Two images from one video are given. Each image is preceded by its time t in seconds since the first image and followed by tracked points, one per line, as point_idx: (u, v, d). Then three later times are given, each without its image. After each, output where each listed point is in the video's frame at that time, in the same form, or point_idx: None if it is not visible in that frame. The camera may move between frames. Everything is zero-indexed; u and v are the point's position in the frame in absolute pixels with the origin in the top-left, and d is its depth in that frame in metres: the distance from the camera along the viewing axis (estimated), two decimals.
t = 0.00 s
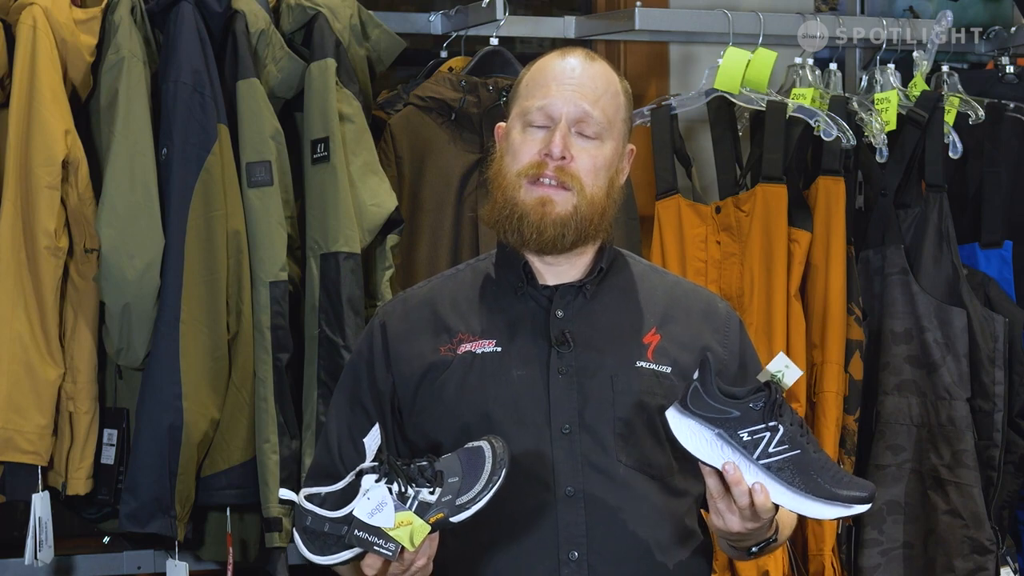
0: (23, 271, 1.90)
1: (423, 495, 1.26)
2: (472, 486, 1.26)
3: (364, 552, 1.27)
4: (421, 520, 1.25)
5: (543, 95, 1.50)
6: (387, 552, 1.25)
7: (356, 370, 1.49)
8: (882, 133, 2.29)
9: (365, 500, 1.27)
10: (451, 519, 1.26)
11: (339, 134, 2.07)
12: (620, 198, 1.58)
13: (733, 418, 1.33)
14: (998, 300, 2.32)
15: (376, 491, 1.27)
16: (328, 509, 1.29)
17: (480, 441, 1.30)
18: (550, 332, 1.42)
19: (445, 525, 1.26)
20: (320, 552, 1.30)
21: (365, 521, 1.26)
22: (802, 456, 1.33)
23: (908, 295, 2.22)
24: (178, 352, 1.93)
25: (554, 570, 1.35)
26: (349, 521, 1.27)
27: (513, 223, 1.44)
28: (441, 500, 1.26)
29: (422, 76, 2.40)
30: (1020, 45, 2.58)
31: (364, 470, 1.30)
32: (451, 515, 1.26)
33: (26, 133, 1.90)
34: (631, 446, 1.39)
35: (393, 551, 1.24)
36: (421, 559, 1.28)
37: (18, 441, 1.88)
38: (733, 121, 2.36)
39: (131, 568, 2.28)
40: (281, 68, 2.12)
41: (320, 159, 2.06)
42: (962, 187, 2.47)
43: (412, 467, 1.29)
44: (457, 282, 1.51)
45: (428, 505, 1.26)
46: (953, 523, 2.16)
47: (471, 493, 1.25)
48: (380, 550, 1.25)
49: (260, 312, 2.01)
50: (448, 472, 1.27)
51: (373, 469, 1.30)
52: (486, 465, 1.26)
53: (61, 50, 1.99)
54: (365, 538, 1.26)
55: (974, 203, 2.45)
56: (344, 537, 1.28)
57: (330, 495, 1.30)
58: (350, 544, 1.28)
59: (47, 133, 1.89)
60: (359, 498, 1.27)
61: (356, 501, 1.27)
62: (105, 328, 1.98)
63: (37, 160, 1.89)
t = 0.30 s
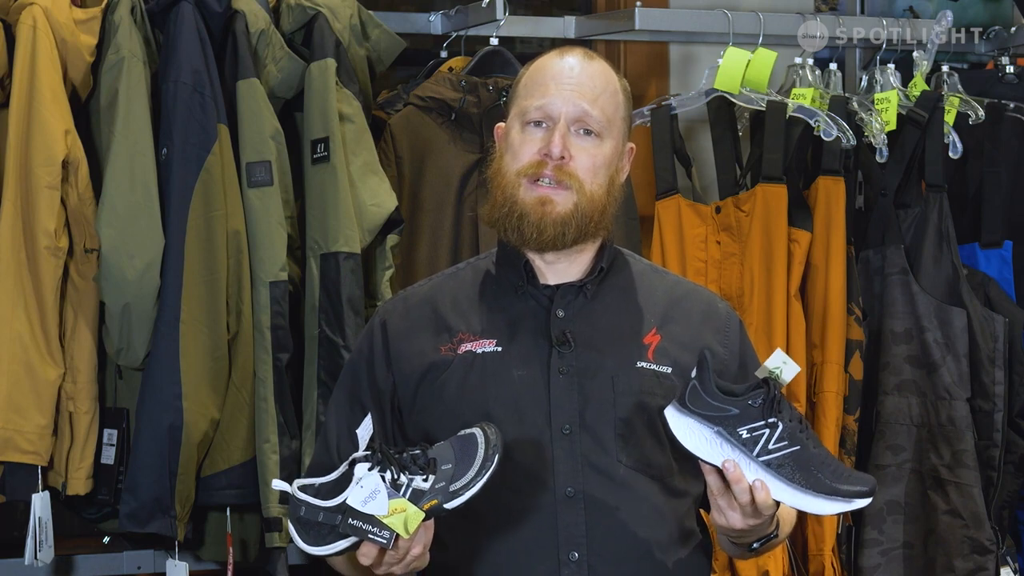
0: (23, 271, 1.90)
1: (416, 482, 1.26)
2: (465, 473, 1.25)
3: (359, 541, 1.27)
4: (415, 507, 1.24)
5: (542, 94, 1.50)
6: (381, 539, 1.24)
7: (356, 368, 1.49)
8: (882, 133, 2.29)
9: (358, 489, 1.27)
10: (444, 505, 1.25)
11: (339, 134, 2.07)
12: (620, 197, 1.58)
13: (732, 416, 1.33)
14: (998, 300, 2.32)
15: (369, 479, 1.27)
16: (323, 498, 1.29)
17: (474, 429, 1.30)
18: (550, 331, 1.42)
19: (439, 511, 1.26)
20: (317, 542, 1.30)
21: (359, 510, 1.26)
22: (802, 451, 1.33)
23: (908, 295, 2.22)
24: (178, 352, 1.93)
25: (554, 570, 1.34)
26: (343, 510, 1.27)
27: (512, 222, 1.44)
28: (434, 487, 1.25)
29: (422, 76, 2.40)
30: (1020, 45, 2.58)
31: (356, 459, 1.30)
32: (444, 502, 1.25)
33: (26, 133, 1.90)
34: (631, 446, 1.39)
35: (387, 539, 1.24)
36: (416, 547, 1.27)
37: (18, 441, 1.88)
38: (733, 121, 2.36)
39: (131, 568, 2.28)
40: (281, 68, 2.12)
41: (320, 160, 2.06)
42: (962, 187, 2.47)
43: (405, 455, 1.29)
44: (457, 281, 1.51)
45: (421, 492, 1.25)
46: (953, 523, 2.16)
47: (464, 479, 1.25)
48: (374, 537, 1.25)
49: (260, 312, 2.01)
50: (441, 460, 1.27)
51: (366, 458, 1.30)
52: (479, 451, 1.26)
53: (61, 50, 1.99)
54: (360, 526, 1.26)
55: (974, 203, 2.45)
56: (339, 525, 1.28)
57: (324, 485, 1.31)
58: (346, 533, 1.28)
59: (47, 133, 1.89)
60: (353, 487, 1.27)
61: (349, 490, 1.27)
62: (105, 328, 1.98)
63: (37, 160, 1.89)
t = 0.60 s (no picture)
0: (23, 271, 1.90)
1: (409, 463, 1.25)
2: (457, 455, 1.26)
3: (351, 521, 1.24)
4: (407, 486, 1.23)
5: (545, 100, 1.49)
6: (373, 518, 1.22)
7: (357, 366, 1.50)
8: (882, 133, 2.29)
9: (352, 466, 1.25)
10: (436, 487, 1.25)
11: (339, 133, 2.07)
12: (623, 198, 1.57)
13: (755, 407, 1.32)
14: (998, 300, 2.32)
15: (362, 457, 1.26)
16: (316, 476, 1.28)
17: (467, 416, 1.31)
18: (553, 331, 1.42)
19: (430, 493, 1.25)
20: (306, 521, 1.27)
21: (352, 487, 1.24)
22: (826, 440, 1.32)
23: (908, 295, 2.22)
24: (178, 352, 1.93)
25: (554, 571, 1.34)
26: (336, 488, 1.25)
27: (517, 236, 1.45)
28: (428, 468, 1.25)
29: (422, 76, 2.40)
30: (1020, 45, 2.58)
31: (350, 438, 1.29)
32: (437, 483, 1.25)
33: (26, 133, 1.90)
34: (631, 446, 1.39)
35: (379, 518, 1.22)
36: (406, 531, 1.22)
37: (17, 441, 1.88)
38: (733, 121, 2.36)
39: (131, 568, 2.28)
40: (281, 68, 2.12)
41: (320, 160, 2.06)
42: (962, 187, 2.47)
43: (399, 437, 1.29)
44: (458, 280, 1.52)
45: (415, 473, 1.24)
46: (953, 523, 2.16)
47: (457, 461, 1.25)
48: (367, 516, 1.22)
49: (260, 312, 2.01)
50: (435, 442, 1.27)
51: (359, 438, 1.29)
52: (472, 434, 1.27)
53: (61, 50, 1.99)
54: (352, 504, 1.24)
55: (974, 203, 2.45)
56: (330, 504, 1.25)
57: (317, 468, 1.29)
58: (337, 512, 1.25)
59: (48, 133, 1.89)
60: (346, 465, 1.26)
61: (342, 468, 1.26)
62: (105, 328, 1.98)
63: (37, 160, 1.89)
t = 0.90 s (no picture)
0: (23, 271, 1.90)
1: (421, 494, 1.26)
2: (470, 488, 1.25)
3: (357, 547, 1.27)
4: (418, 518, 1.24)
5: (553, 93, 1.50)
6: (379, 548, 1.24)
7: (365, 363, 1.49)
8: (882, 133, 2.29)
9: (363, 494, 1.26)
10: (447, 520, 1.25)
11: (339, 133, 2.07)
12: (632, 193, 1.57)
13: (721, 425, 1.32)
14: (998, 300, 2.32)
15: (375, 486, 1.27)
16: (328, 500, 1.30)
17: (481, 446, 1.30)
18: (562, 334, 1.42)
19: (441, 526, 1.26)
20: (314, 543, 1.29)
21: (362, 514, 1.26)
22: (797, 439, 1.35)
23: (908, 295, 2.22)
24: (178, 352, 1.93)
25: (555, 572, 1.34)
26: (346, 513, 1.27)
27: (534, 222, 1.44)
28: (439, 500, 1.25)
29: (422, 76, 2.40)
30: (1020, 45, 2.58)
31: (365, 464, 1.30)
32: (448, 516, 1.25)
33: (27, 133, 1.90)
34: (633, 446, 1.38)
35: (385, 548, 1.24)
36: (411, 560, 1.26)
37: (17, 441, 1.87)
38: (733, 121, 2.37)
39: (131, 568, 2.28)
40: (281, 68, 2.12)
41: (320, 160, 2.06)
42: (962, 187, 2.47)
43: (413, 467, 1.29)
44: (469, 279, 1.52)
45: (426, 505, 1.25)
46: (954, 523, 2.16)
47: (469, 496, 1.25)
48: (373, 545, 1.24)
49: (260, 312, 2.01)
50: (448, 474, 1.27)
51: (374, 464, 1.30)
52: (486, 469, 1.26)
53: (61, 50, 1.99)
54: (358, 531, 1.25)
55: (974, 203, 2.45)
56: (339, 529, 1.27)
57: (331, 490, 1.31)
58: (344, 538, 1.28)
59: (47, 133, 1.89)
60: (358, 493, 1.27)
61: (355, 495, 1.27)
62: (105, 328, 1.98)
63: (37, 160, 1.89)
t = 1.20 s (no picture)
0: (23, 271, 1.90)
1: (432, 486, 1.27)
2: (480, 481, 1.27)
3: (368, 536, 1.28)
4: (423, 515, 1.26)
5: (554, 94, 1.51)
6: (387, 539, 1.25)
7: (366, 364, 1.50)
8: (882, 133, 2.29)
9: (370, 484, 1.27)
10: (458, 512, 1.27)
11: (339, 133, 2.07)
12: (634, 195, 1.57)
13: (724, 422, 1.33)
14: (998, 300, 2.32)
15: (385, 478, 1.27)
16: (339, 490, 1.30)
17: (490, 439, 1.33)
18: (563, 334, 1.42)
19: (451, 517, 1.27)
20: (325, 533, 1.28)
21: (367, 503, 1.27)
22: (801, 441, 1.34)
23: (908, 295, 2.22)
24: (178, 352, 1.93)
25: (555, 572, 1.35)
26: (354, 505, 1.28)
27: (533, 223, 1.44)
28: (450, 492, 1.27)
29: (422, 76, 2.40)
30: (1020, 45, 2.58)
31: (376, 454, 1.30)
32: (459, 508, 1.27)
33: (26, 133, 1.90)
34: (633, 447, 1.38)
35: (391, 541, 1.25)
36: (421, 551, 1.25)
37: (17, 441, 1.87)
38: (732, 121, 2.37)
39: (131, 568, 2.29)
40: (281, 68, 2.12)
41: (320, 160, 2.06)
42: (962, 187, 2.47)
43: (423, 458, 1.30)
44: (470, 279, 1.52)
45: (436, 497, 1.27)
46: (954, 523, 2.16)
47: (480, 488, 1.27)
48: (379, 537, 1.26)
49: (260, 312, 2.01)
50: (458, 466, 1.29)
51: (385, 455, 1.30)
52: (496, 462, 1.28)
53: (61, 50, 1.99)
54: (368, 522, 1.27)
55: (974, 203, 2.45)
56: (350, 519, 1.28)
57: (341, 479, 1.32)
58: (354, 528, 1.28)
59: (48, 133, 1.89)
60: (363, 479, 1.28)
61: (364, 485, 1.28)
62: (105, 328, 1.98)
63: (37, 160, 1.89)
